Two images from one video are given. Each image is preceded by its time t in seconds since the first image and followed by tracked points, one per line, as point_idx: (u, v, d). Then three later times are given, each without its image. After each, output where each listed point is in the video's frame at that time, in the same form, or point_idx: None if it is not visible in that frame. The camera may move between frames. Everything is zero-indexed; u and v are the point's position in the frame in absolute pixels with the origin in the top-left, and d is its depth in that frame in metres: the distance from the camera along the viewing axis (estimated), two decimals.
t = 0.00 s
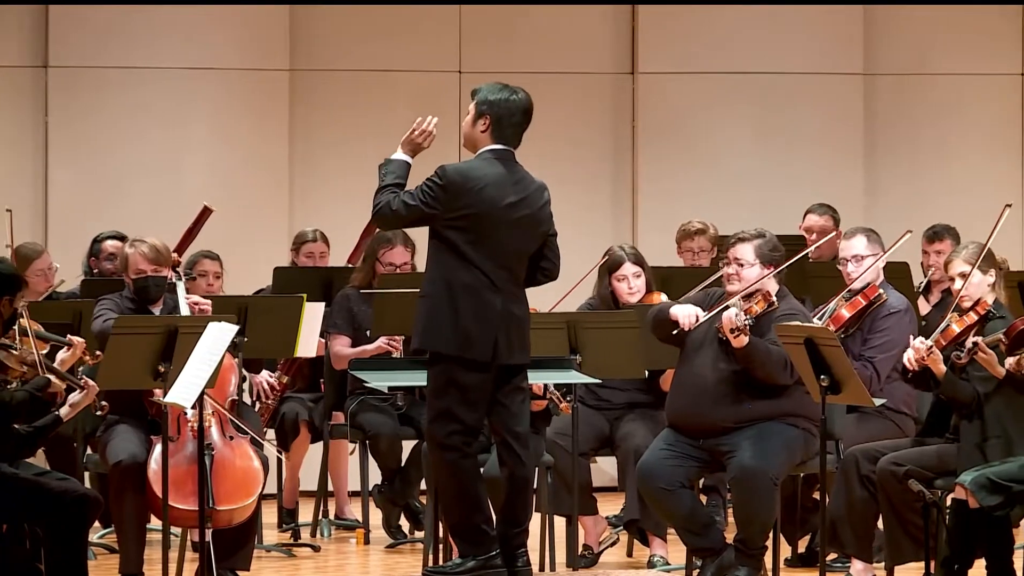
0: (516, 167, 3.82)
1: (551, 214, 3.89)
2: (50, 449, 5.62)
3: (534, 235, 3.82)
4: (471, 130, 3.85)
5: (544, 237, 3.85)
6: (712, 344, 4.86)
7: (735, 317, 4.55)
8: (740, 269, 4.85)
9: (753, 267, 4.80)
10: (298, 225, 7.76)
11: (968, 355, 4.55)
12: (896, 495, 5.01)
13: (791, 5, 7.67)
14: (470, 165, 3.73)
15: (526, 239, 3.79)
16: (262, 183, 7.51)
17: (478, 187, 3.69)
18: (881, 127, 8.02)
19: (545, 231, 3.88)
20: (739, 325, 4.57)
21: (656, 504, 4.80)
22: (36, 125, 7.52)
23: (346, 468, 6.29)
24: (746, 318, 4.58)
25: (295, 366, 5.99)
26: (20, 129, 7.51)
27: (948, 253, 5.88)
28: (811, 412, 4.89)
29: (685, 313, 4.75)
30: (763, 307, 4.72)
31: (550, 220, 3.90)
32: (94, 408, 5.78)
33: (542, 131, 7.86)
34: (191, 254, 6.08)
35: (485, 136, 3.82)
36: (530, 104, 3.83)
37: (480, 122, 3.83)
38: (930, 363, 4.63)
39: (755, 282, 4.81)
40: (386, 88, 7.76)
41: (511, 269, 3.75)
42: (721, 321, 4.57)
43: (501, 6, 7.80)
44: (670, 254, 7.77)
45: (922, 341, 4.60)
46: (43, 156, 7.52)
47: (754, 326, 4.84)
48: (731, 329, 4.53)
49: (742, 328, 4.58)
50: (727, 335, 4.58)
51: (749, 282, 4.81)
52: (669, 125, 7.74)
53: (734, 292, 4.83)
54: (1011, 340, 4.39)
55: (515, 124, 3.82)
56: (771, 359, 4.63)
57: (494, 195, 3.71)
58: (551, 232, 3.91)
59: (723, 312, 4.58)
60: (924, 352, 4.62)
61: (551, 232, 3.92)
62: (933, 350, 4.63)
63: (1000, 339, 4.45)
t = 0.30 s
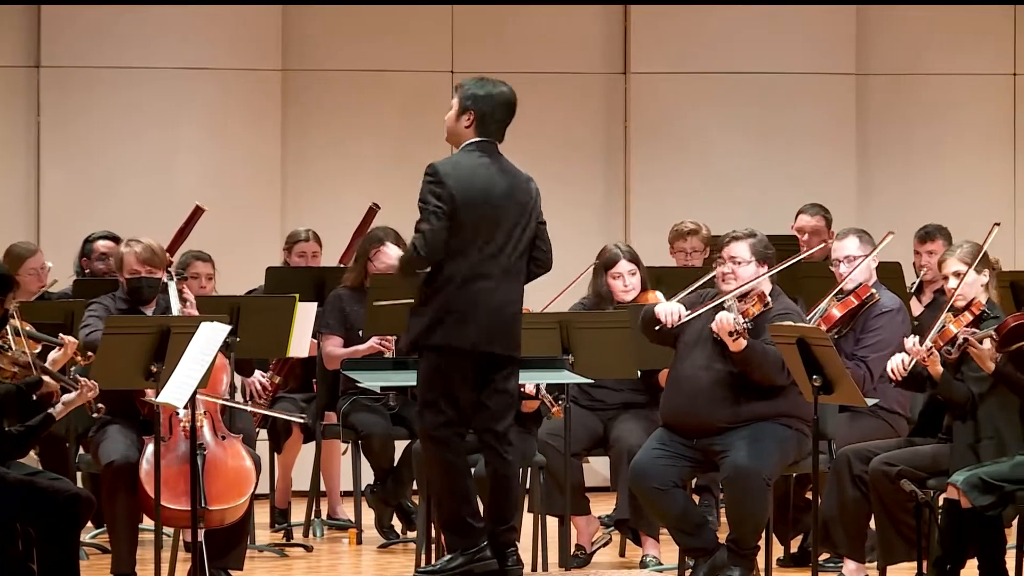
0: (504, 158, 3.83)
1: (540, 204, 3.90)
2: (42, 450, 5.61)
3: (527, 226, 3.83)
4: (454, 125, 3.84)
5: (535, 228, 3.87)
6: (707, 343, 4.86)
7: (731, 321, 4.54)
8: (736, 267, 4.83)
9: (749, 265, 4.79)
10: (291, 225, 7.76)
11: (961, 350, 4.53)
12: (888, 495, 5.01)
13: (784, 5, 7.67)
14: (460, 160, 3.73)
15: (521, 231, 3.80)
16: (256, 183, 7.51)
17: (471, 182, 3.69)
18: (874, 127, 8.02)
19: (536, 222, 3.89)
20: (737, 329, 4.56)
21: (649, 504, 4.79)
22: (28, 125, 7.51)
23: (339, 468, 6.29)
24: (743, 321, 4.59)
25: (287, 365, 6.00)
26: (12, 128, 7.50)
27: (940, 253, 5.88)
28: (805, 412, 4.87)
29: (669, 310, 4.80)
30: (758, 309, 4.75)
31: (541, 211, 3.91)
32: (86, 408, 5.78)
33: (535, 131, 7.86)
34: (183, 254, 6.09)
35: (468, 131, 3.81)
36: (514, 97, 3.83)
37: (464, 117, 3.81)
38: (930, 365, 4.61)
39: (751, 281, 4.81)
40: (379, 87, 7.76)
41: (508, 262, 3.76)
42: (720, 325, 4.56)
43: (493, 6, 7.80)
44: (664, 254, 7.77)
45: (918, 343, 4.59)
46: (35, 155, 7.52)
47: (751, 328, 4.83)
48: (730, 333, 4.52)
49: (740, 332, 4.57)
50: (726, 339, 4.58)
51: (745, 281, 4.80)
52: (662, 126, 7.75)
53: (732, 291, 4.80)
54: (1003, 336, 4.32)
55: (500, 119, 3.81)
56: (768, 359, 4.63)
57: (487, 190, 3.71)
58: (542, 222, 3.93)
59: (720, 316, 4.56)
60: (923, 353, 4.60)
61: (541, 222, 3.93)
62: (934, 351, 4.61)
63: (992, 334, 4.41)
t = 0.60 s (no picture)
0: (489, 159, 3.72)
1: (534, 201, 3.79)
2: (40, 450, 5.61)
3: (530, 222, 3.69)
4: (424, 141, 3.74)
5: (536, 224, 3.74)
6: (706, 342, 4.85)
7: (726, 317, 4.55)
8: (725, 272, 4.85)
9: (738, 269, 4.80)
10: (289, 225, 7.77)
11: (955, 351, 4.56)
12: (886, 495, 5.00)
13: (782, 4, 7.67)
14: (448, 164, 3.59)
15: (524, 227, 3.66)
16: (254, 183, 7.51)
17: (467, 182, 3.55)
18: (872, 126, 8.02)
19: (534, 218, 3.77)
20: (731, 325, 4.57)
21: (647, 504, 4.79)
22: (26, 124, 7.51)
23: (337, 468, 6.29)
24: (737, 317, 4.60)
25: (286, 366, 6.00)
26: (10, 128, 7.50)
27: (937, 252, 5.88)
28: (803, 413, 4.87)
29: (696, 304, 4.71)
30: (754, 307, 4.72)
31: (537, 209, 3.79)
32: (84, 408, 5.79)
33: (533, 131, 7.86)
34: (180, 254, 6.11)
35: (439, 144, 3.72)
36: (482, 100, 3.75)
37: (432, 131, 3.72)
38: (919, 366, 4.64)
39: (742, 284, 4.82)
40: (377, 87, 7.77)
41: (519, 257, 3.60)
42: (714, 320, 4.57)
43: (490, 6, 7.80)
44: (661, 255, 7.77)
45: (911, 345, 4.62)
46: (33, 155, 7.51)
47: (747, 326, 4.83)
48: (724, 328, 4.54)
49: (734, 328, 4.58)
50: (720, 335, 4.59)
51: (735, 286, 4.81)
52: (660, 126, 7.75)
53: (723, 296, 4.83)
54: (1000, 336, 4.37)
55: (469, 123, 3.71)
56: (765, 358, 4.63)
57: (484, 187, 3.58)
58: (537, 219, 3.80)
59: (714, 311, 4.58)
60: (912, 355, 4.64)
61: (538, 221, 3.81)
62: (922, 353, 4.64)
63: (989, 333, 4.40)
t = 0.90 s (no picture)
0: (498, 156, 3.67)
1: (548, 199, 3.67)
2: (41, 450, 5.62)
3: (524, 223, 3.62)
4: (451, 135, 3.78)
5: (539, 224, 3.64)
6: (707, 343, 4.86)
7: (731, 323, 4.53)
8: (736, 269, 4.81)
9: (750, 267, 4.78)
10: (289, 225, 7.77)
11: (956, 350, 4.56)
12: (886, 495, 5.01)
13: (781, 5, 7.66)
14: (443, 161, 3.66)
15: (515, 228, 3.60)
16: (254, 183, 7.51)
17: (450, 186, 3.59)
18: (872, 127, 8.02)
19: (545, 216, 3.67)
20: (738, 330, 4.55)
21: (648, 504, 4.79)
22: (27, 124, 7.51)
23: (337, 468, 6.30)
24: (744, 322, 4.57)
25: (286, 366, 6.02)
26: (11, 128, 7.50)
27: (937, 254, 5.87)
28: (803, 413, 4.87)
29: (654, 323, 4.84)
30: (759, 310, 4.74)
31: (550, 207, 3.68)
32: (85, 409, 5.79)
33: (534, 131, 7.86)
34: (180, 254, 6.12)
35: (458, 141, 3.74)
36: (498, 96, 3.68)
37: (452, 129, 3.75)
38: (923, 367, 4.59)
39: (752, 284, 4.79)
40: (376, 87, 7.77)
41: (500, 260, 3.58)
42: (721, 325, 4.55)
43: (491, 6, 7.80)
44: (661, 255, 7.77)
45: (912, 347, 4.57)
46: (34, 154, 7.52)
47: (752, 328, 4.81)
48: (729, 333, 4.52)
49: (740, 333, 4.56)
50: (726, 339, 4.57)
51: (745, 282, 4.78)
52: (660, 126, 7.75)
53: (731, 293, 4.80)
54: (1000, 337, 4.34)
55: (474, 122, 3.67)
56: (768, 359, 4.62)
57: (466, 188, 3.59)
58: (553, 218, 3.68)
59: (721, 317, 4.56)
60: (915, 356, 4.59)
61: (554, 219, 3.69)
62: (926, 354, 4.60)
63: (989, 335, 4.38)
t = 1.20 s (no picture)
0: (501, 149, 3.57)
1: (534, 198, 3.46)
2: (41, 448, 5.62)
3: (500, 222, 3.49)
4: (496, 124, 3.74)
5: (520, 224, 3.47)
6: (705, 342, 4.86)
7: (730, 313, 4.56)
8: (717, 275, 4.84)
9: (729, 271, 4.80)
10: (289, 225, 7.77)
11: (958, 352, 4.52)
12: (887, 495, 5.00)
13: (780, 5, 7.67)
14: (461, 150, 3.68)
15: (492, 228, 3.50)
16: (254, 183, 7.52)
17: (451, 185, 3.59)
18: (872, 126, 8.02)
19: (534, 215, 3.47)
20: (736, 321, 4.58)
21: (648, 503, 4.79)
22: (27, 124, 7.52)
23: (337, 468, 6.30)
24: (741, 313, 4.61)
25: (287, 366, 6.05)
26: (10, 127, 7.51)
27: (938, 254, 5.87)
28: (804, 412, 4.87)
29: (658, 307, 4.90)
30: (753, 303, 4.74)
31: (537, 207, 3.46)
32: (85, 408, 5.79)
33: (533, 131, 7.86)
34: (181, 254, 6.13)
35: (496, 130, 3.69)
36: (504, 88, 3.56)
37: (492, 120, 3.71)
38: (922, 367, 4.64)
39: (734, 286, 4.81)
40: (376, 87, 7.77)
41: (473, 258, 3.53)
42: (719, 316, 4.58)
43: (490, 6, 7.81)
44: (661, 255, 7.77)
45: (915, 345, 4.63)
46: (34, 154, 7.52)
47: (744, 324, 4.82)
48: (728, 324, 4.54)
49: (738, 324, 4.59)
50: (723, 331, 4.60)
51: (728, 287, 4.81)
52: (660, 126, 7.75)
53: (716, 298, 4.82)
54: (1001, 338, 4.28)
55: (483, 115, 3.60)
56: (765, 354, 4.63)
57: (460, 187, 3.57)
58: (543, 217, 3.46)
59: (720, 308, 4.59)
60: (915, 355, 4.64)
61: (544, 219, 3.46)
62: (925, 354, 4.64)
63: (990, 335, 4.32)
